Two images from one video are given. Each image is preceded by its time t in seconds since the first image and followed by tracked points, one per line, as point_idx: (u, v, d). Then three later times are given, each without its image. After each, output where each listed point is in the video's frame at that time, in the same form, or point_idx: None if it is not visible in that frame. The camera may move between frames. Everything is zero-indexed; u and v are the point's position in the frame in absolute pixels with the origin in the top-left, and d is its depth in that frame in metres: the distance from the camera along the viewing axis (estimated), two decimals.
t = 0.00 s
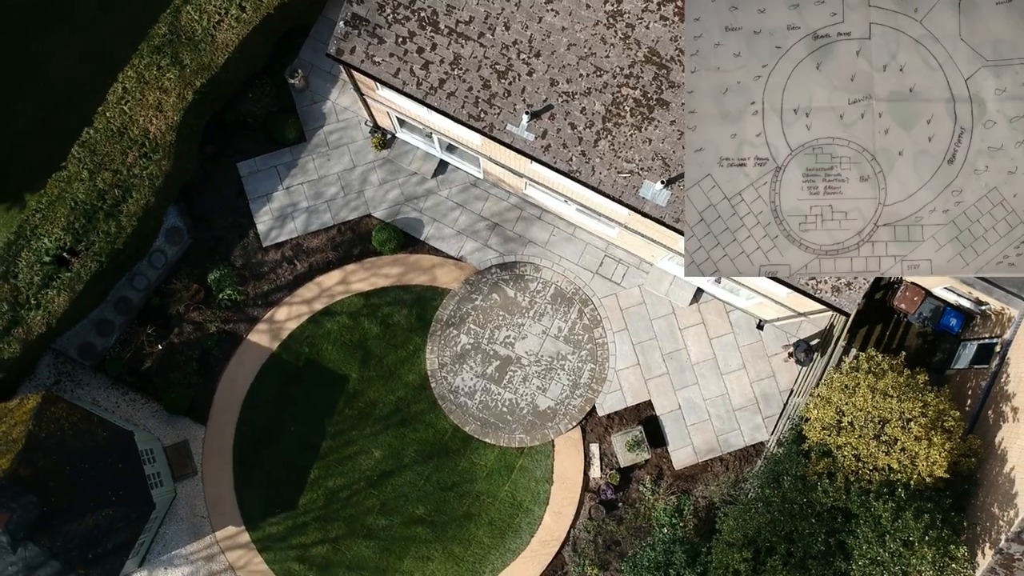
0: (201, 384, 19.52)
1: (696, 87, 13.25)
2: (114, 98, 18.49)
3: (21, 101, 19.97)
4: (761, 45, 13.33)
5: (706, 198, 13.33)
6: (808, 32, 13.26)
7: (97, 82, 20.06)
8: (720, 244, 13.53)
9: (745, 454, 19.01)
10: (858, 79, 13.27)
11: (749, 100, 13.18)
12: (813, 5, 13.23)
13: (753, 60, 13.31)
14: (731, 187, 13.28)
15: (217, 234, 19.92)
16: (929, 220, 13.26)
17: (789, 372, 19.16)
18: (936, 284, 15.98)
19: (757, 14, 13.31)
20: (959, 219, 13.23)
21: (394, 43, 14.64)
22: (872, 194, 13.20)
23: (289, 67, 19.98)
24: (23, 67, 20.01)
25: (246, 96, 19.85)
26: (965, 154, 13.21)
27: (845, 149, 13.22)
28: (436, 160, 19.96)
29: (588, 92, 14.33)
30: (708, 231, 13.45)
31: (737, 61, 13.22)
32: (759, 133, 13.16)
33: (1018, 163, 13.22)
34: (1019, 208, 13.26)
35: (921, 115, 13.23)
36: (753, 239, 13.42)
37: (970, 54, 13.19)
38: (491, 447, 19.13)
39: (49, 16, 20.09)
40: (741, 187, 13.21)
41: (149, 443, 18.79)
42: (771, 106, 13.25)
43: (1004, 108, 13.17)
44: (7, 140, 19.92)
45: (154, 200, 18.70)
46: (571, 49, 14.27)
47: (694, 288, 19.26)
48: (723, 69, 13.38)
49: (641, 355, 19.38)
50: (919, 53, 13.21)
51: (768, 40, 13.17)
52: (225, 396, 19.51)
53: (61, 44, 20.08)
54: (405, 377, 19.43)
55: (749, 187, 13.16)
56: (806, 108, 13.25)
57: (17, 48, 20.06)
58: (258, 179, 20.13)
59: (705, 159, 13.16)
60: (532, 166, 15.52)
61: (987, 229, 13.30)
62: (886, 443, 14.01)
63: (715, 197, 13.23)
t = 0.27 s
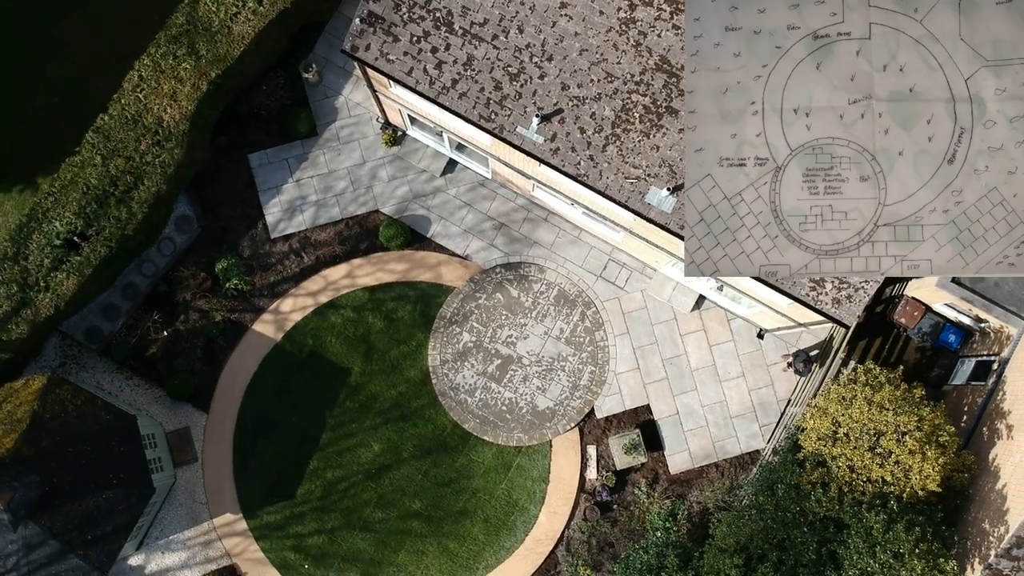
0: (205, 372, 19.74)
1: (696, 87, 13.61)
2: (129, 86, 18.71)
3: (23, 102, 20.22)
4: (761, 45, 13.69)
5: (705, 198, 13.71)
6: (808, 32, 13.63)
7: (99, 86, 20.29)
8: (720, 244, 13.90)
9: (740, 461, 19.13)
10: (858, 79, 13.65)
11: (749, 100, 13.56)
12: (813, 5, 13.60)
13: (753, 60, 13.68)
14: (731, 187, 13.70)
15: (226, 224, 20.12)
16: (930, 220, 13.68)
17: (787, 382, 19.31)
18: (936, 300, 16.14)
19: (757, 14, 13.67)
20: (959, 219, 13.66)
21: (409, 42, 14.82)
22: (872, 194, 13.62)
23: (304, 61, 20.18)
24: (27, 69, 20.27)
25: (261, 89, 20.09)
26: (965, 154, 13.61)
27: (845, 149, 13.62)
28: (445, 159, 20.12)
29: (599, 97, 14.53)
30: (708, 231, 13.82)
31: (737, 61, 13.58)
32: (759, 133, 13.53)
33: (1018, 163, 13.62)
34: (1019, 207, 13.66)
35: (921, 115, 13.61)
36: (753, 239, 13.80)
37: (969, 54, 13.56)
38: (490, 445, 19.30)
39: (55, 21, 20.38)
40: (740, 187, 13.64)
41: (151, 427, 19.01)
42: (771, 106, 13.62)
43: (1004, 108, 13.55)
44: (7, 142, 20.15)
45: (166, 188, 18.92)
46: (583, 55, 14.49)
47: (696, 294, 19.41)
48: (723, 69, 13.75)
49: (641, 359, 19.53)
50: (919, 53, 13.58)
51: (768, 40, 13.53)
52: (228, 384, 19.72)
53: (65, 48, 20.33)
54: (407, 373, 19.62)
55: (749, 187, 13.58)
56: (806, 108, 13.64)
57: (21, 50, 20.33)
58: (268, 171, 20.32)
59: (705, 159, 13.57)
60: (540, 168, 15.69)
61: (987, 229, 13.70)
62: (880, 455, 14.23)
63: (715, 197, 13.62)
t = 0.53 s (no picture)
0: (209, 359, 19.97)
1: (696, 87, 13.78)
2: (146, 74, 18.93)
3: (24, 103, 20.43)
4: (761, 45, 13.82)
5: (705, 199, 13.88)
6: (808, 32, 13.76)
7: (100, 90, 20.50)
8: (720, 244, 14.06)
9: (736, 469, 19.30)
10: (858, 79, 13.79)
11: (749, 100, 13.70)
12: (813, 5, 13.73)
13: (753, 60, 13.81)
14: (731, 187, 13.85)
15: (236, 214, 20.32)
16: (929, 220, 13.87)
17: (785, 392, 19.45)
18: (936, 317, 16.45)
19: (757, 14, 13.80)
20: (959, 219, 13.85)
21: (424, 41, 15.00)
22: (872, 194, 13.78)
23: (318, 55, 20.35)
24: (29, 71, 20.49)
25: (275, 81, 20.28)
26: (965, 154, 13.77)
27: (845, 149, 13.76)
28: (455, 158, 20.32)
29: (609, 103, 14.71)
30: (708, 231, 13.97)
31: (737, 61, 13.73)
32: (759, 133, 13.67)
33: (1018, 163, 13.80)
34: (1018, 207, 13.86)
35: (921, 115, 13.76)
36: (753, 239, 13.96)
37: (969, 54, 13.70)
38: (488, 443, 19.49)
39: (60, 24, 20.59)
40: (740, 187, 13.80)
41: (154, 412, 19.23)
42: (771, 106, 13.76)
43: (1004, 108, 13.71)
44: (7, 142, 20.35)
45: (178, 176, 19.16)
46: (595, 61, 14.68)
47: (698, 301, 19.55)
48: (723, 69, 13.89)
49: (641, 364, 19.68)
50: (919, 53, 13.71)
51: (768, 40, 13.67)
52: (231, 372, 19.95)
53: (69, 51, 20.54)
54: (409, 368, 19.81)
55: (749, 187, 13.74)
56: (806, 108, 13.78)
57: (39, 36, 20.58)
58: (279, 163, 20.51)
59: (705, 160, 13.74)
60: (548, 171, 15.87)
61: (987, 229, 13.90)
62: (874, 468, 14.38)
63: (715, 197, 13.79)
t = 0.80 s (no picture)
0: (214, 348, 20.20)
1: (696, 87, 13.94)
2: (161, 64, 19.15)
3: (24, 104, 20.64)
4: (761, 45, 13.97)
5: (705, 198, 14.04)
6: (808, 32, 13.90)
7: (108, 87, 20.72)
8: (720, 244, 14.19)
9: (732, 475, 19.47)
10: (858, 79, 13.92)
11: (749, 100, 13.85)
12: (813, 5, 13.87)
13: (753, 60, 13.97)
14: (731, 187, 14.00)
15: (245, 206, 20.53)
16: (929, 220, 14.00)
17: (784, 400, 19.58)
18: (935, 330, 16.74)
19: (757, 14, 13.95)
20: (959, 219, 13.97)
21: (438, 42, 15.19)
22: (872, 194, 13.91)
23: (332, 52, 20.55)
24: (31, 71, 20.70)
25: (288, 76, 20.51)
26: (965, 154, 13.91)
27: (845, 149, 13.89)
28: (464, 157, 20.51)
29: (618, 109, 14.88)
30: (708, 231, 14.12)
31: (737, 61, 13.88)
32: (759, 133, 13.83)
33: (1018, 163, 13.93)
34: (1019, 208, 13.99)
35: (921, 115, 13.89)
36: (753, 239, 14.10)
37: (970, 54, 13.83)
38: (487, 441, 19.67)
39: (63, 27, 20.81)
40: (740, 186, 13.95)
41: (158, 399, 19.50)
42: (771, 106, 13.91)
43: (1004, 108, 13.84)
44: (19, 129, 20.61)
45: (189, 166, 19.38)
46: (606, 67, 14.85)
47: (700, 308, 19.70)
48: (722, 69, 14.06)
49: (641, 367, 19.83)
50: (919, 53, 13.84)
51: (768, 40, 13.82)
52: (236, 363, 20.16)
53: (72, 53, 20.76)
54: (411, 364, 20.01)
55: (748, 187, 13.89)
56: (806, 108, 13.92)
57: (56, 24, 20.82)
58: (290, 157, 20.71)
59: (705, 159, 13.89)
60: (556, 174, 16.04)
61: (987, 229, 14.02)
62: (869, 478, 14.67)
63: (715, 197, 13.95)
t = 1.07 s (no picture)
0: (219, 338, 20.42)
1: (696, 87, 14.11)
2: (177, 55, 19.39)
3: (27, 101, 20.88)
4: (762, 45, 14.13)
5: (705, 198, 14.22)
6: (808, 32, 14.06)
7: (123, 76, 20.98)
8: (720, 244, 14.37)
9: (728, 482, 19.63)
10: (858, 79, 14.07)
11: (749, 100, 14.02)
12: (813, 5, 14.03)
13: (753, 60, 14.13)
14: (731, 187, 14.18)
15: (255, 198, 20.74)
16: (929, 220, 14.12)
17: (781, 410, 19.73)
18: (934, 346, 16.93)
19: (757, 14, 14.11)
20: (959, 219, 14.10)
21: (451, 43, 15.37)
22: (872, 194, 14.05)
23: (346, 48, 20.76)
24: (41, 64, 20.97)
25: (302, 71, 20.72)
26: (965, 154, 14.04)
27: (845, 149, 14.03)
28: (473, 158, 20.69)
29: (627, 116, 15.06)
30: (708, 231, 14.30)
31: (737, 61, 14.05)
32: (759, 133, 13.99)
33: (1018, 163, 14.05)
34: (1018, 208, 14.10)
35: (921, 115, 14.03)
36: (753, 239, 14.27)
37: (969, 54, 13.97)
38: (486, 440, 19.85)
39: (68, 27, 21.05)
40: (740, 186, 14.12)
41: (162, 386, 19.69)
42: (771, 106, 14.08)
43: (1004, 108, 13.97)
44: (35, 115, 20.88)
45: (201, 157, 19.62)
46: (617, 74, 15.04)
47: (701, 315, 19.85)
48: (723, 69, 14.23)
49: (641, 372, 19.99)
50: (919, 53, 13.99)
51: (768, 40, 13.98)
52: (240, 353, 20.38)
53: (88, 41, 21.02)
54: (414, 360, 20.20)
55: (748, 187, 14.06)
56: (806, 108, 14.07)
57: (75, 12, 21.07)
58: (301, 151, 20.90)
59: (705, 159, 14.07)
60: (564, 177, 16.22)
61: (987, 229, 14.13)
62: (862, 489, 14.88)
63: (715, 197, 14.12)
